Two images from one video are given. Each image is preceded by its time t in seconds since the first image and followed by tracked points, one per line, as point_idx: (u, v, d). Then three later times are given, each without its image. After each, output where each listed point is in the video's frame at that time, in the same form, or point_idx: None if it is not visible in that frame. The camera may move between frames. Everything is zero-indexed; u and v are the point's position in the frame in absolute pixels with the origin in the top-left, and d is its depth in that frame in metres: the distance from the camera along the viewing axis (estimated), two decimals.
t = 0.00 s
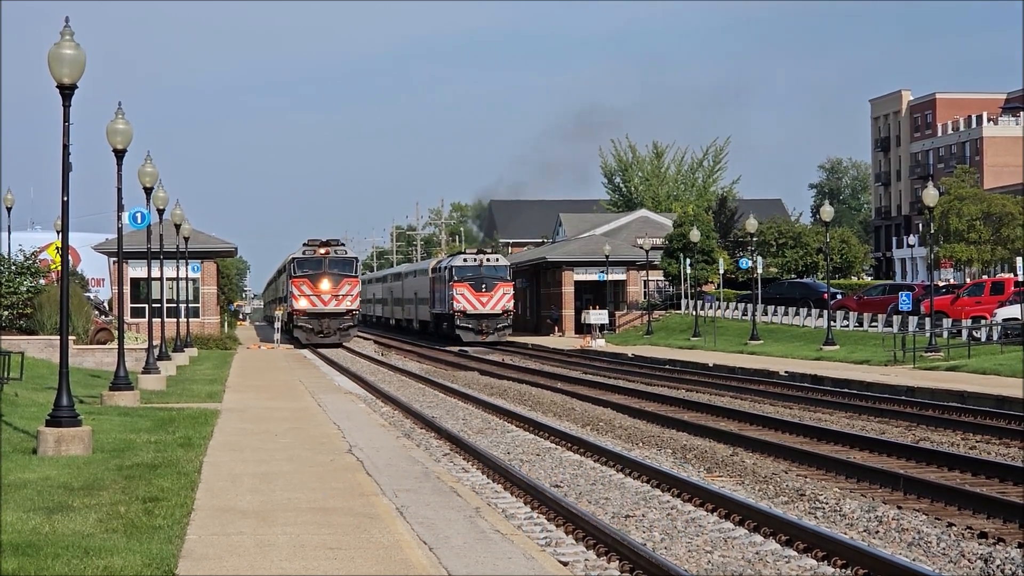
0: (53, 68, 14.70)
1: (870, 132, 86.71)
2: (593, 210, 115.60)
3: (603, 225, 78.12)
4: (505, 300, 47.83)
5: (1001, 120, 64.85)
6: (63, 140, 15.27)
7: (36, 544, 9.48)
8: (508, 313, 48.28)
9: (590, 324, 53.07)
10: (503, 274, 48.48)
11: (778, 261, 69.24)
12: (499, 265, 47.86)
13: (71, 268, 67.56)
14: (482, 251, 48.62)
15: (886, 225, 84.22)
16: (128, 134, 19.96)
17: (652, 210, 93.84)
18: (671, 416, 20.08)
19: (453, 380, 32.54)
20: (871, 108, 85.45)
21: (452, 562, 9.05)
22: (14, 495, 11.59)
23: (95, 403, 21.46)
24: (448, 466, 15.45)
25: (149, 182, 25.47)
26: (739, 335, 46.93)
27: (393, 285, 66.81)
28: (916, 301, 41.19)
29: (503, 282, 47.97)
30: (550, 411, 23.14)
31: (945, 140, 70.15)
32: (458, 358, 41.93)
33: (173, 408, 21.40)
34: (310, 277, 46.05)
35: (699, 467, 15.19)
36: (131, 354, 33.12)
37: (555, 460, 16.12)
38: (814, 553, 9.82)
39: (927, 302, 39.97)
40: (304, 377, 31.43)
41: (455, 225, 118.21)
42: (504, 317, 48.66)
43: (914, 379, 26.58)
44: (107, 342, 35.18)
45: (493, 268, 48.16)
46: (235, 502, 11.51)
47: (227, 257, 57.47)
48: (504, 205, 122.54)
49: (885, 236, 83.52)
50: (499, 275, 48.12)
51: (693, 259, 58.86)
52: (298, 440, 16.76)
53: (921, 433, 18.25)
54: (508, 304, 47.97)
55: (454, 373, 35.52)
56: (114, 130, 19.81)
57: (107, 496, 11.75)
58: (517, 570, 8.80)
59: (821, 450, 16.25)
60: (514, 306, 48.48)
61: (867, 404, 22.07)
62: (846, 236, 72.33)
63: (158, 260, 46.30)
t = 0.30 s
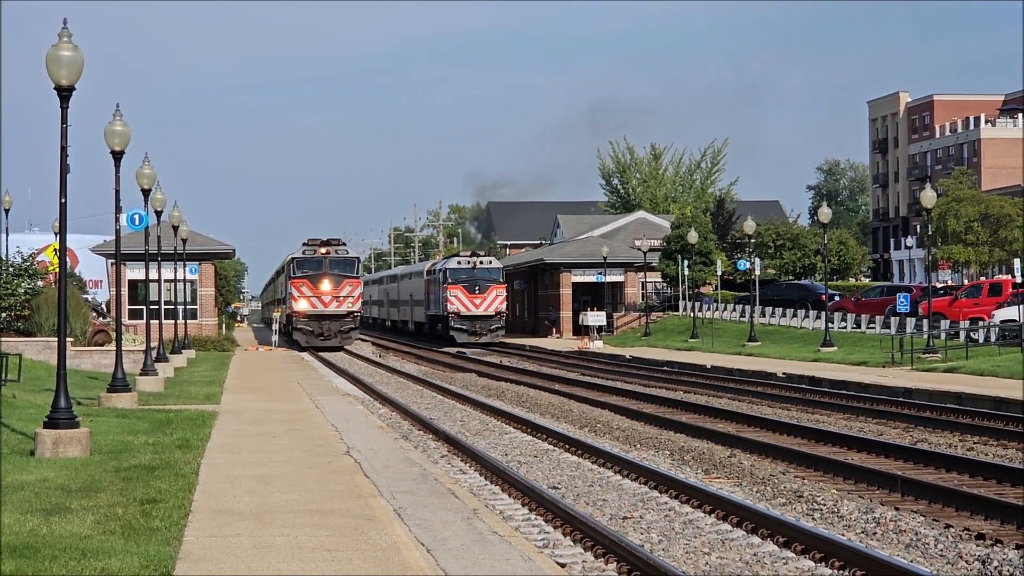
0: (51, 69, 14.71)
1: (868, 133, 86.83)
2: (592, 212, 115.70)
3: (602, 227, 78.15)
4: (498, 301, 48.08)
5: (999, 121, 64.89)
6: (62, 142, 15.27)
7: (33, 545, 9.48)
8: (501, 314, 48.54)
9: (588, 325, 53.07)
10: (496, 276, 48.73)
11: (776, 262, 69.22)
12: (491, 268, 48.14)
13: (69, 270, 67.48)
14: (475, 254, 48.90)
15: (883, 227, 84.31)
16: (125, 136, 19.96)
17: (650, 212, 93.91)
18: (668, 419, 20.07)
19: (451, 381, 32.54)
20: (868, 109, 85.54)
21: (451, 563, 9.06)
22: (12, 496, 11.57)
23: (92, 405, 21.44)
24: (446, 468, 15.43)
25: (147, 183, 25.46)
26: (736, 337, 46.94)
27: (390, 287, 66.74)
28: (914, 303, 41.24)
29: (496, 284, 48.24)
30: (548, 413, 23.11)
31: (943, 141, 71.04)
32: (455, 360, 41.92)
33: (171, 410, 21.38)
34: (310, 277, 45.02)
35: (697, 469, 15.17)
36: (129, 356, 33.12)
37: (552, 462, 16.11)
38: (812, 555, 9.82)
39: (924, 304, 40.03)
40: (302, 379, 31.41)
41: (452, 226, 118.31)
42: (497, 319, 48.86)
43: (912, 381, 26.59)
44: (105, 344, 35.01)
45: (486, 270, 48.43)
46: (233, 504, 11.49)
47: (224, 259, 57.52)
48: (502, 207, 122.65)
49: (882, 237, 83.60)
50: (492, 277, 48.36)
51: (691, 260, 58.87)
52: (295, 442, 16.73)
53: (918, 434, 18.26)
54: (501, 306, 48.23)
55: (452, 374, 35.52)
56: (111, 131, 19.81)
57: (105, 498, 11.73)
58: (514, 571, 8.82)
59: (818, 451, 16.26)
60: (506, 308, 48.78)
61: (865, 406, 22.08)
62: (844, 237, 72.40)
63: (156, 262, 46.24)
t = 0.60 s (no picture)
0: (47, 71, 14.69)
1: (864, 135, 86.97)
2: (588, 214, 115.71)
3: (599, 228, 78.16)
4: (490, 303, 48.50)
5: (995, 123, 64.99)
6: (57, 143, 15.26)
7: (30, 547, 9.47)
8: (492, 316, 49.01)
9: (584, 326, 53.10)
10: (488, 279, 49.24)
11: (772, 264, 69.29)
12: (484, 270, 48.55)
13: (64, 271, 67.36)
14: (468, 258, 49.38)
15: (879, 228, 84.41)
16: (122, 137, 19.94)
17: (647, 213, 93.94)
18: (665, 421, 20.09)
19: (447, 383, 32.61)
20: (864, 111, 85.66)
21: (446, 565, 9.08)
22: (8, 499, 11.56)
23: (89, 407, 21.42)
24: (442, 469, 15.43)
25: (143, 185, 25.44)
26: (733, 339, 47.02)
27: (384, 288, 66.71)
28: (910, 304, 41.35)
29: (488, 287, 48.64)
30: (545, 414, 23.13)
31: (939, 143, 71.29)
32: (452, 362, 41.95)
33: (167, 411, 21.36)
34: (309, 278, 43.41)
35: (694, 470, 15.19)
36: (126, 358, 33.10)
37: (549, 463, 16.12)
38: (808, 556, 9.85)
39: (921, 305, 40.13)
40: (299, 380, 31.39)
41: (448, 229, 118.29)
42: (488, 321, 49.32)
43: (909, 383, 26.60)
44: (101, 346, 34.93)
45: (477, 272, 48.89)
46: (229, 506, 11.49)
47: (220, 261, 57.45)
48: (498, 209, 122.61)
49: (879, 239, 83.63)
50: (484, 279, 48.77)
51: (688, 262, 58.91)
52: (292, 444, 16.71)
53: (915, 436, 18.29)
54: (493, 307, 48.70)
55: (449, 376, 35.54)
56: (108, 133, 19.80)
57: (102, 500, 11.71)
58: (511, 573, 8.83)
59: (814, 452, 16.30)
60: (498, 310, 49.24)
61: (862, 408, 22.11)
62: (840, 239, 72.49)
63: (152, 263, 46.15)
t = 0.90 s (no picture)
0: (44, 74, 14.68)
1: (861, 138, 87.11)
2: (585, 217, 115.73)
3: (596, 231, 78.23)
4: (482, 306, 49.19)
5: (991, 126, 65.00)
6: (54, 146, 15.25)
7: (26, 550, 9.46)
8: (485, 317, 49.69)
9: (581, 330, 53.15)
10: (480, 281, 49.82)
11: (769, 267, 69.38)
12: (477, 273, 49.04)
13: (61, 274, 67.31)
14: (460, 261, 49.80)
15: (876, 231, 84.51)
16: (119, 140, 19.94)
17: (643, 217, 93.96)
18: (662, 423, 20.09)
19: (444, 386, 32.58)
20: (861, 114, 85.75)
21: (443, 568, 9.08)
22: (5, 502, 11.55)
23: (85, 410, 21.41)
24: (439, 473, 15.42)
25: (139, 188, 25.43)
26: (729, 342, 47.08)
27: (378, 292, 66.76)
28: (907, 307, 41.40)
29: (480, 289, 49.23)
30: (541, 417, 23.13)
31: (936, 146, 71.46)
32: (448, 365, 42.00)
33: (164, 414, 21.35)
34: (309, 280, 41.82)
35: (690, 473, 15.18)
36: (122, 361, 33.08)
37: (546, 466, 16.13)
38: (804, 559, 9.85)
39: (917, 309, 40.17)
40: (295, 383, 31.36)
41: (445, 231, 118.25)
42: (480, 323, 49.99)
43: (905, 386, 26.59)
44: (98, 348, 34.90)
45: (470, 276, 49.31)
46: (226, 508, 11.49)
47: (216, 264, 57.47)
48: (495, 212, 122.60)
49: (876, 241, 83.70)
50: (476, 282, 49.29)
51: (684, 265, 58.99)
52: (288, 447, 16.72)
53: (911, 438, 18.31)
54: (485, 310, 49.39)
55: (445, 379, 35.56)
56: (104, 136, 19.79)
57: (98, 503, 11.70)
58: None
59: (811, 455, 16.31)
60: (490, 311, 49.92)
61: (858, 411, 22.13)
62: (836, 242, 72.65)
63: (149, 266, 46.12)
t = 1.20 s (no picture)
0: (43, 80, 14.70)
1: (859, 143, 87.19)
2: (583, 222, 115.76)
3: (595, 236, 78.26)
4: (476, 311, 49.48)
5: (990, 131, 65.06)
6: (53, 152, 15.26)
7: (25, 555, 9.48)
8: (479, 323, 49.96)
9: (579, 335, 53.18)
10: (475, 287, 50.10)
11: (768, 272, 69.37)
12: (471, 279, 49.40)
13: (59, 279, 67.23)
14: (454, 267, 49.98)
15: (874, 236, 84.53)
16: (117, 146, 19.95)
17: (642, 221, 94.06)
18: (661, 428, 20.11)
19: (443, 391, 32.59)
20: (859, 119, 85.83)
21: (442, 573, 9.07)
22: (3, 507, 11.54)
23: (84, 415, 21.40)
24: (437, 478, 15.43)
25: (138, 194, 25.45)
26: (728, 347, 47.10)
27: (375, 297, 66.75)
28: (905, 312, 41.45)
29: (475, 295, 49.55)
30: (540, 423, 23.10)
31: (935, 151, 71.60)
32: (447, 370, 42.01)
33: (163, 419, 21.35)
34: (310, 285, 40.82)
35: (689, 478, 15.18)
36: (121, 366, 33.10)
37: (544, 471, 16.13)
38: (802, 564, 9.85)
39: (915, 314, 40.21)
40: (294, 389, 31.33)
41: (444, 236, 118.28)
42: (475, 329, 50.10)
43: (904, 391, 26.59)
44: (97, 353, 34.88)
45: (465, 282, 49.53)
46: (225, 514, 11.49)
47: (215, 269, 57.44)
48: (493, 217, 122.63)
49: (874, 247, 83.76)
50: (471, 287, 49.58)
51: (683, 270, 58.98)
52: (287, 452, 16.71)
53: (910, 444, 18.30)
54: (479, 315, 49.68)
55: (443, 384, 35.57)
56: (103, 141, 19.81)
57: (97, 509, 11.69)
58: None
59: (808, 460, 16.32)
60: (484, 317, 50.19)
61: (857, 416, 22.12)
62: (835, 247, 72.75)
63: (147, 271, 46.10)
